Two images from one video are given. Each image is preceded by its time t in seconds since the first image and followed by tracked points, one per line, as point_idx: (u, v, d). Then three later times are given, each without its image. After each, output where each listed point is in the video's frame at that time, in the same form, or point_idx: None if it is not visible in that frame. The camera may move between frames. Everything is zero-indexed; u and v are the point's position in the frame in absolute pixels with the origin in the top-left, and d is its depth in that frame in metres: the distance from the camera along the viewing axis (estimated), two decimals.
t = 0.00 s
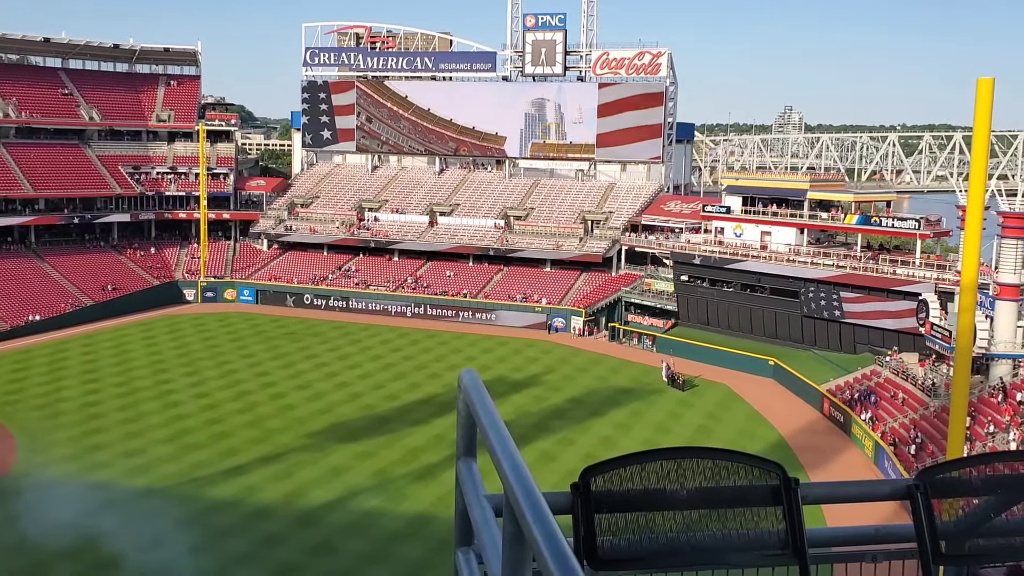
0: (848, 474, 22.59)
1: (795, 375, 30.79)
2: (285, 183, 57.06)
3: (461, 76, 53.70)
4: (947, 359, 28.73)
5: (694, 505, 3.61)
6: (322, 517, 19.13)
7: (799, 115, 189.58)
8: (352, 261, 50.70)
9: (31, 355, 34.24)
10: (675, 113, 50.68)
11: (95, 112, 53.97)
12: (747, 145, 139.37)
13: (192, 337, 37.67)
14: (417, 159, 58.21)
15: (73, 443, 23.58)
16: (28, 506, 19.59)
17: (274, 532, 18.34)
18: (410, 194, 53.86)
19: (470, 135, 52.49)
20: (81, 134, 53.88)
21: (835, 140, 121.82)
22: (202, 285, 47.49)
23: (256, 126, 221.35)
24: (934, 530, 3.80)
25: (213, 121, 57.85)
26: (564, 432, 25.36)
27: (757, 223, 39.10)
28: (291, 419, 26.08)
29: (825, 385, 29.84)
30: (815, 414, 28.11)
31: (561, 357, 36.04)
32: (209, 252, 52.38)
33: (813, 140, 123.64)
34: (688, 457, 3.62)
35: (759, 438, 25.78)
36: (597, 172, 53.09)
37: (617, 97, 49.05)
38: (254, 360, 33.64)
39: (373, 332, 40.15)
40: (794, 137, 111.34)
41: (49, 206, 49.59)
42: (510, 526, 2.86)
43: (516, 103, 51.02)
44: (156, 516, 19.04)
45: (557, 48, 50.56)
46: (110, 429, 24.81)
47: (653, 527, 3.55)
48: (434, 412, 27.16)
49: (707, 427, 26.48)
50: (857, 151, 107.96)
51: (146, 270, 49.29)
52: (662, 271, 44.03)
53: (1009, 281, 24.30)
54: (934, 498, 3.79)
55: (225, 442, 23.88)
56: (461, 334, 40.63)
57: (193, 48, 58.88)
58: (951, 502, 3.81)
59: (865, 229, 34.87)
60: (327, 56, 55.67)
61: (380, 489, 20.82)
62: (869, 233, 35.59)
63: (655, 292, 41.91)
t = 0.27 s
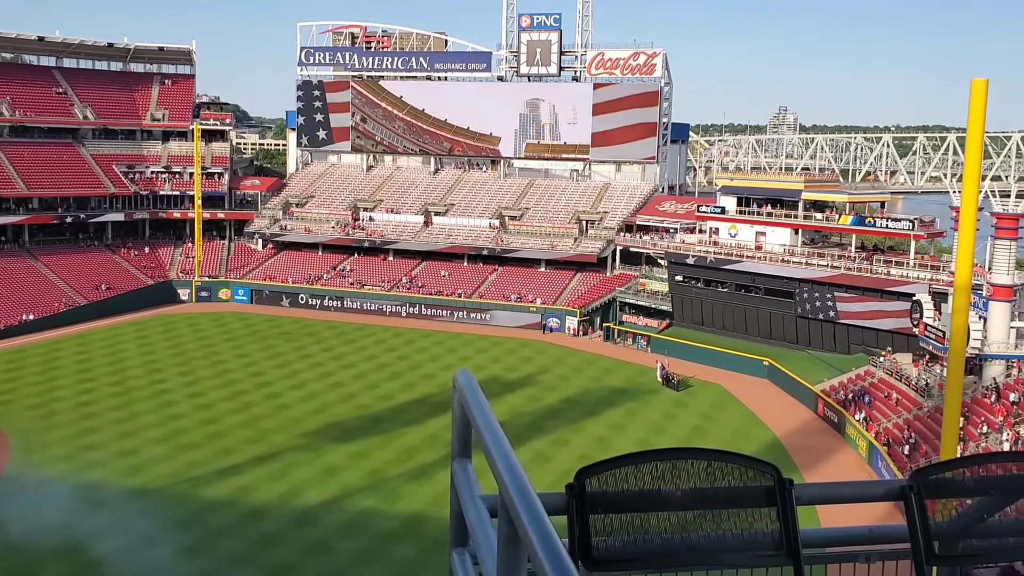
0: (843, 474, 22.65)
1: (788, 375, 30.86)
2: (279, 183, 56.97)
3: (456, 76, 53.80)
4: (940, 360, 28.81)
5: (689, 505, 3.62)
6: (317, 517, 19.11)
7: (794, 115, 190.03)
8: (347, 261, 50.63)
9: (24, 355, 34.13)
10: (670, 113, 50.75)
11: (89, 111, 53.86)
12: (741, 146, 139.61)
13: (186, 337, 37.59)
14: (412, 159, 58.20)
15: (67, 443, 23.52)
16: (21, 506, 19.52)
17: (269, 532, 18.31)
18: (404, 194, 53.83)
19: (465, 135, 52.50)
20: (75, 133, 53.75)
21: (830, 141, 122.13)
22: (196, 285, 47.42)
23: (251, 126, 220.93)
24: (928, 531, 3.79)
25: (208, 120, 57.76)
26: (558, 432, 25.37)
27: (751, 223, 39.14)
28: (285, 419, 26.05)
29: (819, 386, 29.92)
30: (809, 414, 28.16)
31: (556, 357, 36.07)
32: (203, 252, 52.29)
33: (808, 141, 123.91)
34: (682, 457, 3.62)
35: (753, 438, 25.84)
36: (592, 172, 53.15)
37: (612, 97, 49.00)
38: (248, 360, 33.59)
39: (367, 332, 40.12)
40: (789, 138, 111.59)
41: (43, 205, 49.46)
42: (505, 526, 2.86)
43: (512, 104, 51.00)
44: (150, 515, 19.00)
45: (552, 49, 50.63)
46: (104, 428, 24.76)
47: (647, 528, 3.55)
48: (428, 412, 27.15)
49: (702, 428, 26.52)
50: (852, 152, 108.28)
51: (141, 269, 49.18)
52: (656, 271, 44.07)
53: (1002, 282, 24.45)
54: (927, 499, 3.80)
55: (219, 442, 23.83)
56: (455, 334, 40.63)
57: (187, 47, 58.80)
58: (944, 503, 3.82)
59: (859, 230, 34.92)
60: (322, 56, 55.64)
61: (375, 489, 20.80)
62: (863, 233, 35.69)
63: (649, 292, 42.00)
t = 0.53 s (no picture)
0: (836, 473, 22.70)
1: (782, 375, 30.93)
2: (273, 183, 56.86)
3: (451, 76, 53.82)
4: (933, 359, 28.89)
5: (682, 504, 3.62)
6: (311, 517, 19.08)
7: (787, 116, 190.39)
8: (341, 261, 50.56)
9: (17, 355, 34.02)
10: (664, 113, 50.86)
11: (82, 111, 53.70)
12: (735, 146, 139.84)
13: (180, 337, 37.51)
14: (406, 159, 58.15)
15: (60, 444, 23.45)
16: (14, 507, 19.44)
17: (263, 533, 18.28)
18: (398, 194, 53.80)
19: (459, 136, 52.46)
20: (68, 133, 53.58)
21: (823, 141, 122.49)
22: (190, 285, 47.32)
23: (245, 126, 220.46)
24: (920, 529, 3.81)
25: (202, 121, 57.63)
26: (553, 432, 25.37)
27: (745, 223, 39.19)
28: (279, 419, 26.01)
29: (812, 385, 29.99)
30: (803, 414, 28.22)
31: (550, 357, 36.08)
32: (197, 252, 52.17)
33: (801, 141, 124.12)
34: (676, 457, 3.62)
35: (746, 437, 25.89)
36: (587, 172, 53.19)
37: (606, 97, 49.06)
38: (242, 360, 33.52)
39: (361, 332, 40.08)
40: (783, 138, 111.90)
41: (36, 206, 49.29)
42: (499, 526, 2.86)
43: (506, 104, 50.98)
44: (143, 516, 18.95)
45: (546, 49, 50.72)
46: (97, 429, 24.69)
47: (641, 527, 3.55)
48: (422, 412, 27.13)
49: (696, 427, 26.56)
50: (845, 152, 108.57)
51: (134, 269, 49.05)
52: (650, 271, 44.12)
53: (994, 282, 24.59)
54: (920, 498, 3.81)
55: (213, 443, 23.77)
56: (450, 334, 40.61)
57: (181, 47, 58.68)
58: (937, 502, 3.83)
59: (852, 230, 34.99)
60: (316, 56, 55.62)
61: (369, 489, 20.77)
62: (857, 233, 35.79)
63: (643, 292, 42.06)
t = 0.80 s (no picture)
0: (830, 473, 22.73)
1: (776, 375, 30.98)
2: (266, 185, 56.75)
3: (444, 77, 53.77)
4: (927, 359, 28.95)
5: (676, 503, 3.61)
6: (305, 519, 19.04)
7: (781, 116, 190.82)
8: (334, 262, 50.47)
9: (9, 358, 33.87)
10: (658, 114, 50.98)
11: (75, 113, 53.55)
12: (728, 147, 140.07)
13: (173, 339, 37.40)
14: (399, 160, 58.10)
15: (53, 446, 23.36)
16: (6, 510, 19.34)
17: (257, 534, 18.24)
18: (392, 195, 53.74)
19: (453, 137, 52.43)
20: (60, 135, 53.41)
21: (817, 141, 122.87)
22: (183, 287, 47.22)
23: (238, 127, 220.07)
24: (914, 528, 3.80)
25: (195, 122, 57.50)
26: (547, 433, 25.37)
27: (739, 224, 39.20)
28: (273, 421, 25.96)
29: (806, 385, 30.04)
30: (797, 414, 28.25)
31: (544, 358, 36.07)
32: (190, 254, 52.03)
33: (794, 142, 124.40)
34: (670, 455, 3.62)
35: (740, 437, 25.92)
36: (581, 173, 53.24)
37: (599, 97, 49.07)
38: (235, 362, 33.44)
39: (355, 334, 40.02)
40: (776, 139, 112.17)
41: (28, 208, 49.14)
42: (493, 525, 2.85)
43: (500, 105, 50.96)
44: (136, 519, 18.88)
45: (539, 49, 50.78)
46: (90, 431, 24.59)
47: (636, 527, 3.54)
48: (417, 413, 27.10)
49: (690, 428, 26.58)
50: (838, 153, 108.90)
51: (127, 271, 48.91)
52: (645, 271, 44.14)
53: (988, 282, 24.56)
54: (914, 497, 3.81)
55: (207, 444, 23.72)
56: (444, 335, 40.58)
57: (174, 48, 58.56)
58: (931, 501, 3.83)
59: (846, 230, 35.05)
60: (309, 57, 55.57)
61: (362, 491, 20.74)
62: (850, 233, 35.88)
63: (637, 293, 42.09)
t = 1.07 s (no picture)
0: (822, 472, 22.79)
1: (768, 374, 31.05)
2: (257, 187, 56.58)
3: (435, 78, 53.70)
4: (918, 358, 29.06)
5: (667, 503, 3.61)
6: (297, 522, 18.99)
7: (771, 116, 191.34)
8: (326, 264, 50.35)
9: None
10: (649, 115, 51.15)
11: (64, 116, 53.32)
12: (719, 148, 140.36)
13: (164, 343, 37.25)
14: (390, 162, 58.05)
15: (43, 451, 23.23)
16: None
17: (250, 538, 18.18)
18: (383, 197, 53.67)
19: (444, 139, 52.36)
20: (49, 138, 53.17)
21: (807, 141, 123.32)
22: (174, 290, 47.05)
23: (228, 130, 219.38)
24: (905, 524, 3.82)
25: (185, 125, 57.31)
26: (540, 434, 25.36)
27: (730, 224, 39.32)
28: (265, 424, 25.88)
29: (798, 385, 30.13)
30: (789, 413, 28.31)
31: (536, 359, 36.07)
32: (181, 257, 51.85)
33: (785, 142, 124.76)
34: (661, 455, 3.61)
35: (733, 437, 25.96)
36: (572, 174, 53.32)
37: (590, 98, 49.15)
38: (227, 365, 33.33)
39: (347, 336, 39.93)
40: (766, 139, 112.52)
41: (17, 211, 48.89)
42: (485, 526, 2.84)
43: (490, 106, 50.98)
44: (128, 523, 18.79)
45: (530, 51, 50.86)
46: (80, 436, 24.47)
47: (627, 526, 3.54)
48: (409, 415, 27.06)
49: (682, 428, 26.61)
50: (829, 153, 109.27)
51: (117, 275, 48.70)
52: (637, 272, 44.20)
53: (977, 280, 24.69)
54: (904, 494, 3.83)
55: (198, 448, 23.62)
56: (436, 337, 40.53)
57: (164, 51, 58.40)
58: (921, 498, 3.85)
59: (836, 230, 35.15)
60: (300, 59, 55.47)
61: (355, 494, 20.69)
62: (841, 233, 36.01)
63: (630, 293, 42.14)
